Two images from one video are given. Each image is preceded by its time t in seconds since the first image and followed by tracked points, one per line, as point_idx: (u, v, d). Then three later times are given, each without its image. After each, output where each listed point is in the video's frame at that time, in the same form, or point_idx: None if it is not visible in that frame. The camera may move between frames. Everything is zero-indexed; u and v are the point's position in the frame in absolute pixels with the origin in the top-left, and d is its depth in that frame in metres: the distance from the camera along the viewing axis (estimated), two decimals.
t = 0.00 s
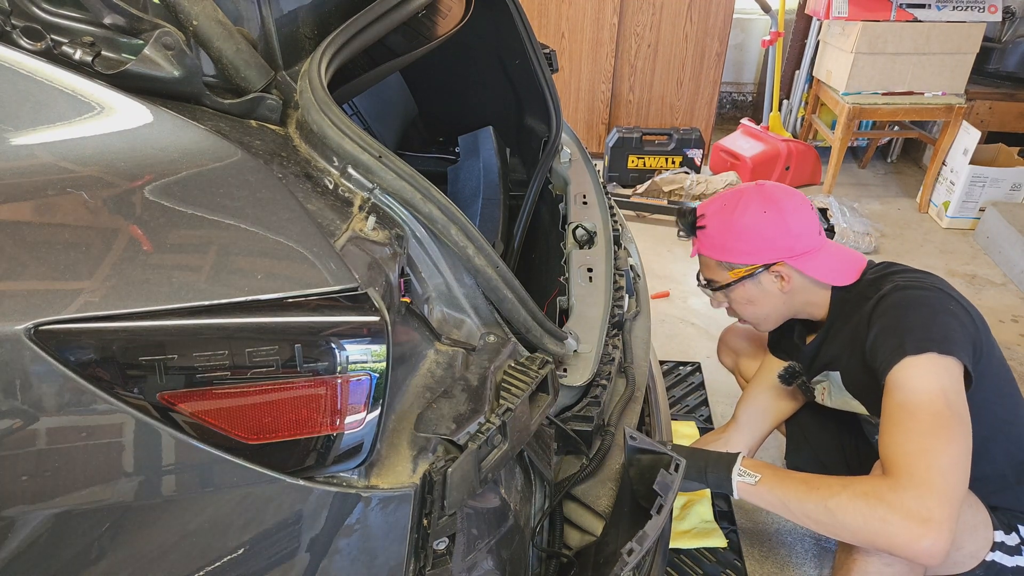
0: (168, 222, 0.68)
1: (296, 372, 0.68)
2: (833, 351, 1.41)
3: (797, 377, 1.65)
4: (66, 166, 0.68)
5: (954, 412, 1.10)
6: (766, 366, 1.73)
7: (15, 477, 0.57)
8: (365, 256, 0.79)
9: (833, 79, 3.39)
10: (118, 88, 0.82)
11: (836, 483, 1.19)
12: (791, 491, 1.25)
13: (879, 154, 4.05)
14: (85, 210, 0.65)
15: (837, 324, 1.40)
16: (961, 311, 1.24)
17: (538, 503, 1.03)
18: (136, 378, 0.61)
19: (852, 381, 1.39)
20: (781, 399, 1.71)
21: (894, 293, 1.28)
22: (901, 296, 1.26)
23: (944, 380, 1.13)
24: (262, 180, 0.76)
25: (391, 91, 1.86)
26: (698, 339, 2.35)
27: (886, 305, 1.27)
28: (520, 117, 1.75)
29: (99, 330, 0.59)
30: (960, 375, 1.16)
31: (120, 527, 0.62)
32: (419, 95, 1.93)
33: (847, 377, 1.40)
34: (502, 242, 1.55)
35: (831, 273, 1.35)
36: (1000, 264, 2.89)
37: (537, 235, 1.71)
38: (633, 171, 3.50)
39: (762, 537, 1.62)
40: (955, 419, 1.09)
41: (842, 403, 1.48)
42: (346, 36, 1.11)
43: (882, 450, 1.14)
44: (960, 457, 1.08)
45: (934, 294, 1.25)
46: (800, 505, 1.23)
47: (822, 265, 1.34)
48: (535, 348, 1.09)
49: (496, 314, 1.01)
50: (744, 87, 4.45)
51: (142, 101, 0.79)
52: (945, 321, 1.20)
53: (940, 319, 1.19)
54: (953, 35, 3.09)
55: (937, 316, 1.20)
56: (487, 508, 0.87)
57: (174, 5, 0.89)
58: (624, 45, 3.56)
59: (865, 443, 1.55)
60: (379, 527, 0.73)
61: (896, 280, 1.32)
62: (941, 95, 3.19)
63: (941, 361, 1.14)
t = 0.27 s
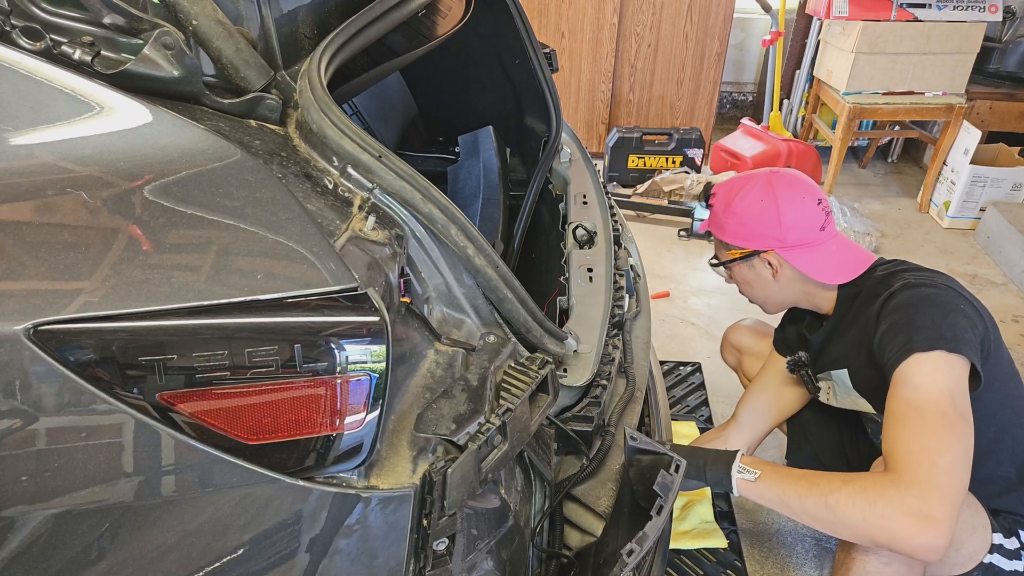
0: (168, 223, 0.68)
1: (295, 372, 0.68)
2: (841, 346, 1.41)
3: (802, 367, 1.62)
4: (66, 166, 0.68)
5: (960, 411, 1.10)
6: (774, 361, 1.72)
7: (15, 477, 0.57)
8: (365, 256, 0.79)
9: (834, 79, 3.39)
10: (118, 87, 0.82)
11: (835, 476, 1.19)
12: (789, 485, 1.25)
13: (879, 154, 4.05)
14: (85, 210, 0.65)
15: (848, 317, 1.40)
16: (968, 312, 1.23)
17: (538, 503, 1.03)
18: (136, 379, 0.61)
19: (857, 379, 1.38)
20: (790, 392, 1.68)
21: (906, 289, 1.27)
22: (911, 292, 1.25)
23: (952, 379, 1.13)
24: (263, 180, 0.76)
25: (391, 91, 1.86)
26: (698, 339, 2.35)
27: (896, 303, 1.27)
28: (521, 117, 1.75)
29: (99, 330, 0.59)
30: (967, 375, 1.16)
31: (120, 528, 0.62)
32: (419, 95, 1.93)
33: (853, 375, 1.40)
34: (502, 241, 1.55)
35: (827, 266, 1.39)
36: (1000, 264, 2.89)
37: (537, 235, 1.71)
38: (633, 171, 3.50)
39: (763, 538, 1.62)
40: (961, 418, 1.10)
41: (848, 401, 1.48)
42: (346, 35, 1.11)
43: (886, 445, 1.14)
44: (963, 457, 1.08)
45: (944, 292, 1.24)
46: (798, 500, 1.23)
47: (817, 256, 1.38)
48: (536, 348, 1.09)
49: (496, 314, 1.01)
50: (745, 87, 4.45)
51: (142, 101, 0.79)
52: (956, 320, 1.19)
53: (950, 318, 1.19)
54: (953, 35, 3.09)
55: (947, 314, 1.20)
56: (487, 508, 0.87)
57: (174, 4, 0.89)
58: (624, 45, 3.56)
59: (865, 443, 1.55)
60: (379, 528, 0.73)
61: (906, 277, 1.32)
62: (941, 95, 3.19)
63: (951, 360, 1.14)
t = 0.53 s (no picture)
0: (167, 223, 0.68)
1: (295, 372, 0.68)
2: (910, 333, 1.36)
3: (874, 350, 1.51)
4: (65, 166, 0.68)
5: (944, 372, 1.15)
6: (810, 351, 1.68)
7: (14, 477, 0.57)
8: (365, 256, 0.78)
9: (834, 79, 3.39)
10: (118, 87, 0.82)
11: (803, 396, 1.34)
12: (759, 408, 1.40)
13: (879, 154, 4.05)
14: (84, 210, 0.65)
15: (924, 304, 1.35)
16: None
17: (539, 503, 1.03)
18: (136, 379, 0.60)
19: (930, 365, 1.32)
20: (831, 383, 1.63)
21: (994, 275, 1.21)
22: (994, 278, 1.19)
23: (963, 347, 1.15)
24: (262, 180, 0.77)
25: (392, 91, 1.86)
26: (698, 339, 2.35)
27: (969, 285, 1.22)
28: (521, 116, 1.75)
29: (98, 330, 0.59)
30: (988, 363, 1.16)
31: (119, 528, 0.61)
32: (419, 95, 1.93)
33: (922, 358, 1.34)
34: (502, 241, 1.55)
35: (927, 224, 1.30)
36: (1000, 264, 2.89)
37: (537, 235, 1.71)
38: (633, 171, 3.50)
39: (763, 538, 1.62)
40: (937, 374, 1.15)
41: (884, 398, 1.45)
42: (346, 35, 1.11)
43: (861, 381, 1.25)
44: (920, 409, 1.17)
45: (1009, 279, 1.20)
46: (760, 419, 1.39)
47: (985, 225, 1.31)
48: (536, 348, 1.09)
49: (496, 314, 1.01)
50: (745, 87, 4.45)
51: (142, 101, 0.79)
52: None
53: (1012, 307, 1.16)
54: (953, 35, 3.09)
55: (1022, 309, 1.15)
56: (487, 509, 0.86)
57: (174, 4, 0.89)
58: (624, 45, 3.56)
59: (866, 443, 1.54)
60: (379, 528, 0.73)
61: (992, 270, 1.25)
62: (941, 95, 3.19)
63: (974, 333, 1.15)
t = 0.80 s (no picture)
0: (167, 223, 0.68)
1: (295, 372, 0.68)
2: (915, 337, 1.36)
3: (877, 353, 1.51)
4: (65, 166, 0.68)
5: (946, 375, 1.15)
6: (810, 351, 1.68)
7: (14, 477, 0.57)
8: (365, 256, 0.78)
9: (834, 79, 3.39)
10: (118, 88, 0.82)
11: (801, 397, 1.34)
12: (757, 406, 1.40)
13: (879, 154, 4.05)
14: (84, 210, 0.65)
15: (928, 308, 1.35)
16: None
17: (539, 503, 1.03)
18: (136, 379, 0.60)
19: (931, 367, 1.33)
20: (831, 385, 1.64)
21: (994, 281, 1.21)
22: (997, 283, 1.19)
23: (966, 351, 1.15)
24: (262, 179, 0.77)
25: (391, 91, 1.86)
26: (698, 339, 2.35)
27: (973, 290, 1.21)
28: (521, 116, 1.75)
29: (98, 330, 0.59)
30: (991, 367, 1.16)
31: (119, 528, 0.61)
32: (419, 95, 1.93)
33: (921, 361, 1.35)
34: (502, 241, 1.55)
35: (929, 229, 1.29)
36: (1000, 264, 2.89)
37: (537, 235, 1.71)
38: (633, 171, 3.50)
39: (763, 538, 1.62)
40: (939, 377, 1.15)
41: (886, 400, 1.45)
42: (345, 35, 1.11)
43: (862, 383, 1.25)
44: (917, 409, 1.18)
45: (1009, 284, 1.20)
46: (757, 418, 1.39)
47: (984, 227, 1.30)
48: (535, 348, 1.09)
49: (496, 314, 1.01)
50: (745, 87, 4.46)
51: (142, 101, 0.79)
52: None
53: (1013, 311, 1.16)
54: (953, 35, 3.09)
55: None
56: (487, 509, 0.86)
57: (174, 4, 0.89)
58: (624, 45, 3.56)
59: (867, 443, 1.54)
60: (379, 528, 0.73)
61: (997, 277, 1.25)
62: (941, 95, 3.19)
63: (977, 336, 1.14)
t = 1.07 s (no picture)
0: (167, 223, 0.68)
1: (295, 372, 0.68)
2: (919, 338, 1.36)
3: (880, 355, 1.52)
4: (65, 166, 0.68)
5: (948, 380, 1.15)
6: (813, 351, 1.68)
7: (14, 477, 0.57)
8: (365, 256, 0.79)
9: (834, 79, 3.39)
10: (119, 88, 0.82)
11: (802, 398, 1.33)
12: (757, 407, 1.40)
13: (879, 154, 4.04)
14: (84, 210, 0.65)
15: (932, 311, 1.35)
16: None
17: (539, 503, 1.03)
18: (136, 379, 0.60)
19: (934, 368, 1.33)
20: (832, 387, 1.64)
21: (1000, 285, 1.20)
22: (1002, 286, 1.18)
23: (968, 355, 1.15)
24: (262, 180, 0.77)
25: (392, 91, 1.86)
26: (698, 339, 2.35)
27: (979, 294, 1.21)
28: (521, 116, 1.75)
29: (98, 330, 0.59)
30: (992, 371, 1.16)
31: (120, 528, 0.61)
32: (419, 95, 1.93)
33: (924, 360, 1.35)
34: (502, 241, 1.55)
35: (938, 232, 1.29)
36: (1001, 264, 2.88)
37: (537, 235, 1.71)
38: (633, 171, 3.50)
39: (763, 538, 1.62)
40: (941, 382, 1.15)
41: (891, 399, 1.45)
42: (345, 35, 1.11)
43: (863, 385, 1.25)
44: (918, 414, 1.18)
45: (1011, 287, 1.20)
46: (758, 418, 1.38)
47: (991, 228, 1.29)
48: (535, 348, 1.09)
49: (496, 314, 1.01)
50: (745, 87, 4.46)
51: (142, 101, 0.79)
52: None
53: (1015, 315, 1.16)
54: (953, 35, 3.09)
55: None
56: (487, 509, 0.86)
57: (174, 4, 0.89)
58: (624, 45, 3.56)
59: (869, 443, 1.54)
60: (379, 528, 0.73)
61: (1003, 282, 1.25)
62: (941, 95, 3.19)
63: (978, 341, 1.15)
